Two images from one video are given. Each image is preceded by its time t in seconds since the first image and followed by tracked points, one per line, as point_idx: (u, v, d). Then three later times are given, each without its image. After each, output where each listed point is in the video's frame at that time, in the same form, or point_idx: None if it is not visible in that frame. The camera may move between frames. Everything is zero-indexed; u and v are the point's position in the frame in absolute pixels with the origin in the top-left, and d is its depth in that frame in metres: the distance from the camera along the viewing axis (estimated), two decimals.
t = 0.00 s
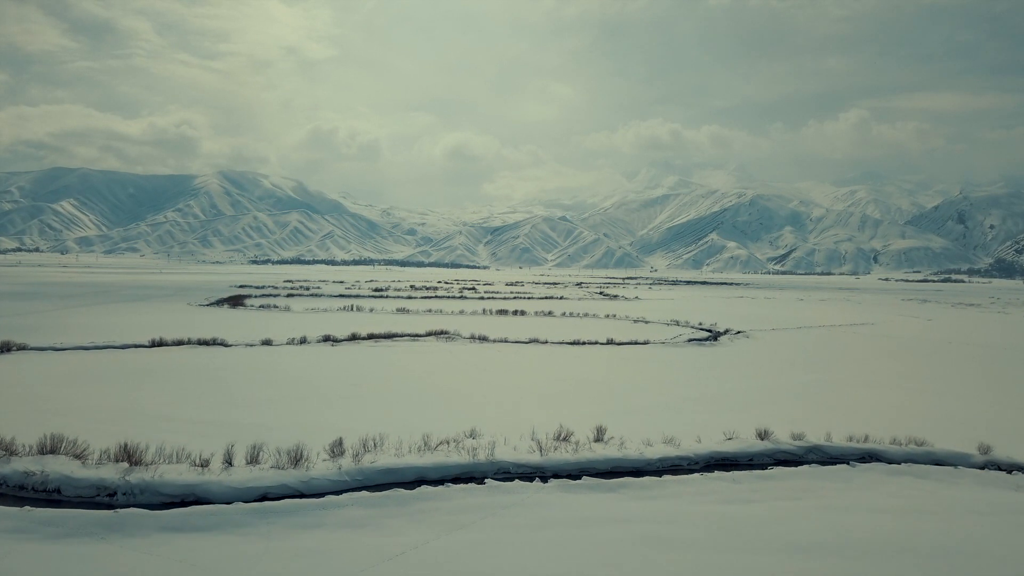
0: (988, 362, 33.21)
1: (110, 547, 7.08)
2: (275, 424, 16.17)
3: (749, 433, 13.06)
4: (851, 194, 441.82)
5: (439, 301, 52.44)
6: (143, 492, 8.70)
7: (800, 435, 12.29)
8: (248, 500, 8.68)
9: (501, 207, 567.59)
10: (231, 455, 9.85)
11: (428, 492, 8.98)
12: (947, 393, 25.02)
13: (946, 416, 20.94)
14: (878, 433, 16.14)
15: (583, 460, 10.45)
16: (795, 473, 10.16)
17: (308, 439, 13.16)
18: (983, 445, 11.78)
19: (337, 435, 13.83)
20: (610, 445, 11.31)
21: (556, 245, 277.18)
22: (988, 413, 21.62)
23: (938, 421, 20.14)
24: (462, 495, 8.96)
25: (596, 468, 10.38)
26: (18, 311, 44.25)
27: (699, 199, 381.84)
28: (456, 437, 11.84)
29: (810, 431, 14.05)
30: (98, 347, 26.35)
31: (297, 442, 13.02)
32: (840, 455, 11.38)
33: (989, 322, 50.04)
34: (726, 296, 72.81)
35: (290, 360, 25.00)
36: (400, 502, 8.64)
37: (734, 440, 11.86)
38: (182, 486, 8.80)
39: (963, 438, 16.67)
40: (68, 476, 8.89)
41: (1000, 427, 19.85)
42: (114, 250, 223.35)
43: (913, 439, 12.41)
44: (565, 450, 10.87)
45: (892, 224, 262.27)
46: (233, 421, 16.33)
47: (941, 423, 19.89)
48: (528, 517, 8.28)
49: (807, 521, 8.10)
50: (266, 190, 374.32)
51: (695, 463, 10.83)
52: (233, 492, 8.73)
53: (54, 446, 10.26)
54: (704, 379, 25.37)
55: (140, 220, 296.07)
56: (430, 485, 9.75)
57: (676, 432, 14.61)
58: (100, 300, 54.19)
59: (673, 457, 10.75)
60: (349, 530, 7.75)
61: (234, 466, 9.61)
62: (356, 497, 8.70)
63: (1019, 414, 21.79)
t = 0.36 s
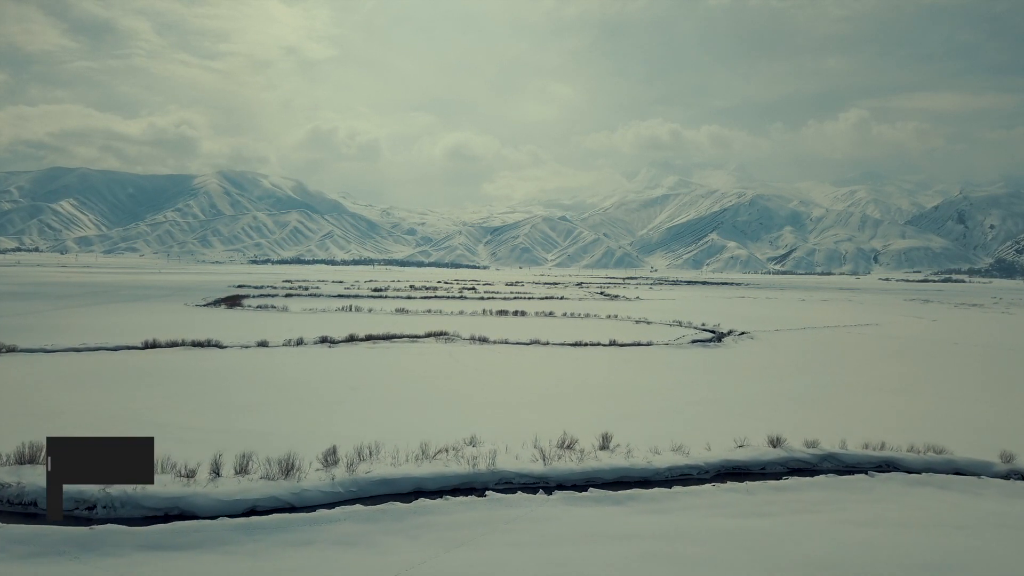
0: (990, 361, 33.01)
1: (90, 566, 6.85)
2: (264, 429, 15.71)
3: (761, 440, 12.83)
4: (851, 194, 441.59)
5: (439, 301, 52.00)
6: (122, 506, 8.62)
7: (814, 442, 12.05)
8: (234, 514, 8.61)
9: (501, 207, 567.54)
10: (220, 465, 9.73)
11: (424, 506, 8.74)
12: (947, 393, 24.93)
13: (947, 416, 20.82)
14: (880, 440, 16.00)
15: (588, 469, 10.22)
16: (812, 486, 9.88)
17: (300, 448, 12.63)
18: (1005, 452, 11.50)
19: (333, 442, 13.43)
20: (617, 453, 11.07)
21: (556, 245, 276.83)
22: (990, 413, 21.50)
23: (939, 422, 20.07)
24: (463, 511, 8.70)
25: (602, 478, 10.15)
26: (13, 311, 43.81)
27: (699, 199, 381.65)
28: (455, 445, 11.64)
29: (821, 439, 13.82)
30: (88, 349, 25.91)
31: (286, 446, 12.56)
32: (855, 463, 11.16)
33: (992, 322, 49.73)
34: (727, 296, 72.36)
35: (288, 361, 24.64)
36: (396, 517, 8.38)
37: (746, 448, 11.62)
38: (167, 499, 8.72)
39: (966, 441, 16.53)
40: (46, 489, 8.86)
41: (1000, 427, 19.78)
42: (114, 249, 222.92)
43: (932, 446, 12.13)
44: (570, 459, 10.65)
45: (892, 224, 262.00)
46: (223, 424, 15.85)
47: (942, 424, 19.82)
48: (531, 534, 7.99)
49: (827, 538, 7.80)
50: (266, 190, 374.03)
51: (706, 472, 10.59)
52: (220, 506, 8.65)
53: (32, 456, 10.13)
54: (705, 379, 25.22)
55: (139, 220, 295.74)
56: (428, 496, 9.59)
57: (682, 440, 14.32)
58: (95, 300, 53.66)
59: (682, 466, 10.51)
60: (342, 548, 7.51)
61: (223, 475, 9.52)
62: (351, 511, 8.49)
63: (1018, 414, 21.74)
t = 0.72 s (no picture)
0: (991, 361, 32.83)
1: None
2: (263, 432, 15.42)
3: (773, 448, 12.55)
4: (851, 194, 441.60)
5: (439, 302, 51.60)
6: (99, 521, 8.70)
7: (828, 450, 11.78)
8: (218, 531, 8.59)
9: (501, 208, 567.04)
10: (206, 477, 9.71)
11: (419, 522, 8.48)
12: (947, 392, 24.81)
13: (948, 417, 20.69)
14: (883, 446, 15.83)
15: (593, 480, 9.96)
16: (831, 498, 9.57)
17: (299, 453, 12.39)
18: None
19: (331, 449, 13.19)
20: (623, 462, 10.83)
21: (556, 245, 276.53)
22: (991, 414, 21.39)
23: (940, 422, 19.95)
24: (464, 526, 8.43)
25: (609, 489, 9.89)
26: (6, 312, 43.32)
27: (699, 199, 381.49)
28: (454, 454, 11.42)
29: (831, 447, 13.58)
30: (80, 351, 25.47)
31: (285, 447, 12.21)
32: (873, 472, 10.90)
33: (996, 322, 49.40)
34: (728, 296, 71.92)
35: (286, 363, 24.34)
36: (391, 536, 8.08)
37: (758, 456, 11.35)
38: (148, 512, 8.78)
39: (969, 446, 16.39)
40: (18, 503, 8.77)
41: (1001, 427, 19.70)
42: (113, 249, 222.44)
43: (954, 455, 11.87)
44: (574, 469, 10.39)
45: (892, 224, 261.82)
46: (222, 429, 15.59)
47: (942, 424, 19.71)
48: (534, 551, 7.72)
49: (847, 555, 7.51)
50: (266, 190, 373.71)
51: (716, 482, 10.33)
52: (203, 520, 8.60)
53: None
54: (706, 379, 24.98)
55: (139, 220, 295.22)
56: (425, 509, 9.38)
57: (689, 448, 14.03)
58: (92, 300, 53.18)
59: (693, 476, 10.27)
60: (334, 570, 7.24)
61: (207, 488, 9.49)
62: (341, 530, 8.23)
63: (1019, 414, 21.65)
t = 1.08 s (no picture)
0: (991, 361, 32.81)
1: None
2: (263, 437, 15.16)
3: (786, 456, 12.36)
4: (851, 194, 441.44)
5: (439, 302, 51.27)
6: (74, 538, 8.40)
7: (844, 459, 11.59)
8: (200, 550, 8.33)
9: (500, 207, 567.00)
10: (192, 488, 9.57)
11: (416, 540, 8.22)
12: (946, 391, 24.81)
13: (949, 416, 20.67)
14: (888, 451, 15.75)
15: (600, 491, 9.77)
16: (852, 511, 9.32)
17: (297, 466, 12.10)
18: None
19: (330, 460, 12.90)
20: (632, 472, 10.63)
21: (556, 245, 276.12)
22: (992, 413, 21.38)
23: (942, 421, 19.93)
24: (468, 543, 8.21)
25: (616, 501, 9.70)
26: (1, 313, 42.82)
27: (699, 199, 381.22)
28: (455, 463, 11.22)
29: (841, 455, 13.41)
30: (70, 353, 25.03)
31: (289, 445, 14.22)
32: (891, 482, 10.69)
33: (997, 322, 49.30)
34: (729, 296, 71.68)
35: (284, 364, 24.04)
36: (388, 555, 7.83)
37: (770, 465, 11.17)
38: (126, 530, 8.56)
39: (972, 450, 16.36)
40: None
41: (1001, 426, 19.72)
42: (112, 249, 221.80)
43: (973, 464, 11.67)
44: (580, 479, 10.21)
45: (892, 224, 261.65)
46: (222, 434, 15.34)
47: (943, 423, 19.72)
48: (542, 568, 7.50)
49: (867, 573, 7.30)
50: (265, 190, 373.09)
51: (728, 493, 10.13)
52: (186, 535, 8.40)
53: None
54: (708, 380, 24.86)
55: (138, 220, 294.54)
56: (423, 522, 9.17)
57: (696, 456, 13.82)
58: (88, 300, 52.68)
59: (704, 487, 10.07)
60: None
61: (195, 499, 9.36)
62: (334, 550, 7.97)
63: (1018, 414, 21.61)
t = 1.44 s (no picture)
0: (993, 361, 32.70)
1: None
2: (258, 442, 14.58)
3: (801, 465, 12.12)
4: (851, 194, 441.21)
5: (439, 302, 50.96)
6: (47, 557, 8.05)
7: (863, 468, 11.35)
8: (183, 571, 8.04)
9: (501, 207, 566.60)
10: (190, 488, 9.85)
11: (415, 562, 7.92)
12: (947, 392, 24.75)
13: (951, 417, 20.59)
14: (891, 454, 15.68)
15: (607, 504, 9.54)
16: (875, 526, 9.10)
17: (297, 466, 12.46)
18: None
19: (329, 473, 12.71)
20: (641, 483, 10.39)
21: (556, 245, 275.80)
22: (992, 413, 21.37)
23: (945, 422, 19.83)
24: (469, 562, 7.96)
25: (625, 515, 9.47)
26: None
27: (699, 199, 380.96)
28: (453, 474, 10.93)
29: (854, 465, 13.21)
30: (61, 355, 24.72)
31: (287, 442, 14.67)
32: (914, 493, 10.47)
33: (1002, 323, 49.05)
34: (731, 296, 71.25)
35: (281, 367, 23.71)
36: None
37: (785, 475, 10.94)
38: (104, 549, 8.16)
39: (975, 454, 16.28)
40: None
41: (1002, 426, 19.68)
42: (112, 249, 221.46)
43: (996, 474, 11.42)
44: (586, 491, 9.97)
45: (893, 224, 261.38)
46: (216, 440, 14.75)
47: (947, 424, 19.61)
48: None
49: None
50: (265, 190, 372.82)
51: (742, 505, 9.90)
52: (166, 555, 8.12)
53: None
54: (711, 381, 24.71)
55: (138, 220, 294.15)
56: (419, 538, 8.89)
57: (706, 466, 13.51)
58: (85, 301, 52.41)
59: (717, 498, 9.85)
60: None
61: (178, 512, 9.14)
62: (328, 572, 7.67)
63: (1016, 414, 21.50)
